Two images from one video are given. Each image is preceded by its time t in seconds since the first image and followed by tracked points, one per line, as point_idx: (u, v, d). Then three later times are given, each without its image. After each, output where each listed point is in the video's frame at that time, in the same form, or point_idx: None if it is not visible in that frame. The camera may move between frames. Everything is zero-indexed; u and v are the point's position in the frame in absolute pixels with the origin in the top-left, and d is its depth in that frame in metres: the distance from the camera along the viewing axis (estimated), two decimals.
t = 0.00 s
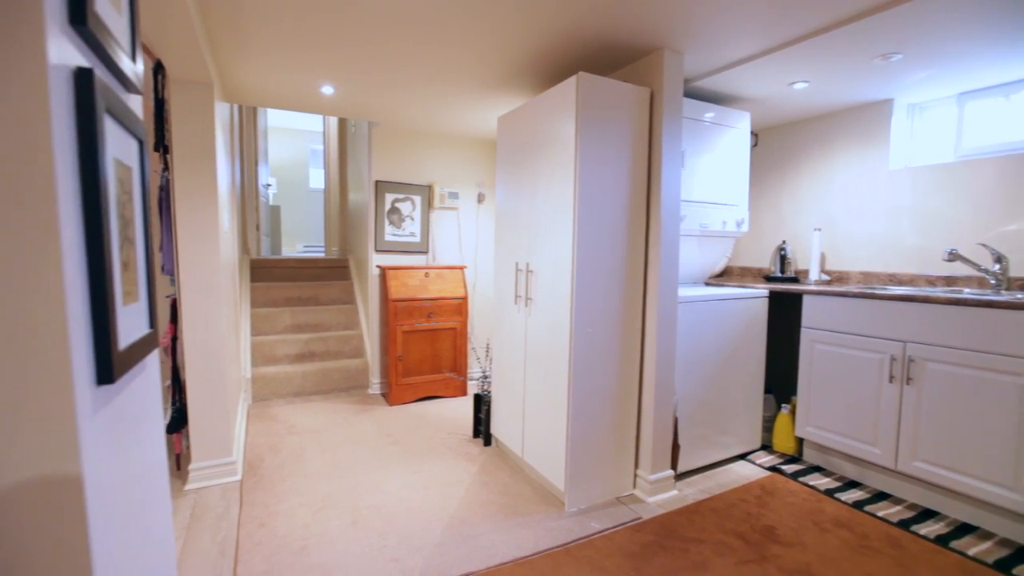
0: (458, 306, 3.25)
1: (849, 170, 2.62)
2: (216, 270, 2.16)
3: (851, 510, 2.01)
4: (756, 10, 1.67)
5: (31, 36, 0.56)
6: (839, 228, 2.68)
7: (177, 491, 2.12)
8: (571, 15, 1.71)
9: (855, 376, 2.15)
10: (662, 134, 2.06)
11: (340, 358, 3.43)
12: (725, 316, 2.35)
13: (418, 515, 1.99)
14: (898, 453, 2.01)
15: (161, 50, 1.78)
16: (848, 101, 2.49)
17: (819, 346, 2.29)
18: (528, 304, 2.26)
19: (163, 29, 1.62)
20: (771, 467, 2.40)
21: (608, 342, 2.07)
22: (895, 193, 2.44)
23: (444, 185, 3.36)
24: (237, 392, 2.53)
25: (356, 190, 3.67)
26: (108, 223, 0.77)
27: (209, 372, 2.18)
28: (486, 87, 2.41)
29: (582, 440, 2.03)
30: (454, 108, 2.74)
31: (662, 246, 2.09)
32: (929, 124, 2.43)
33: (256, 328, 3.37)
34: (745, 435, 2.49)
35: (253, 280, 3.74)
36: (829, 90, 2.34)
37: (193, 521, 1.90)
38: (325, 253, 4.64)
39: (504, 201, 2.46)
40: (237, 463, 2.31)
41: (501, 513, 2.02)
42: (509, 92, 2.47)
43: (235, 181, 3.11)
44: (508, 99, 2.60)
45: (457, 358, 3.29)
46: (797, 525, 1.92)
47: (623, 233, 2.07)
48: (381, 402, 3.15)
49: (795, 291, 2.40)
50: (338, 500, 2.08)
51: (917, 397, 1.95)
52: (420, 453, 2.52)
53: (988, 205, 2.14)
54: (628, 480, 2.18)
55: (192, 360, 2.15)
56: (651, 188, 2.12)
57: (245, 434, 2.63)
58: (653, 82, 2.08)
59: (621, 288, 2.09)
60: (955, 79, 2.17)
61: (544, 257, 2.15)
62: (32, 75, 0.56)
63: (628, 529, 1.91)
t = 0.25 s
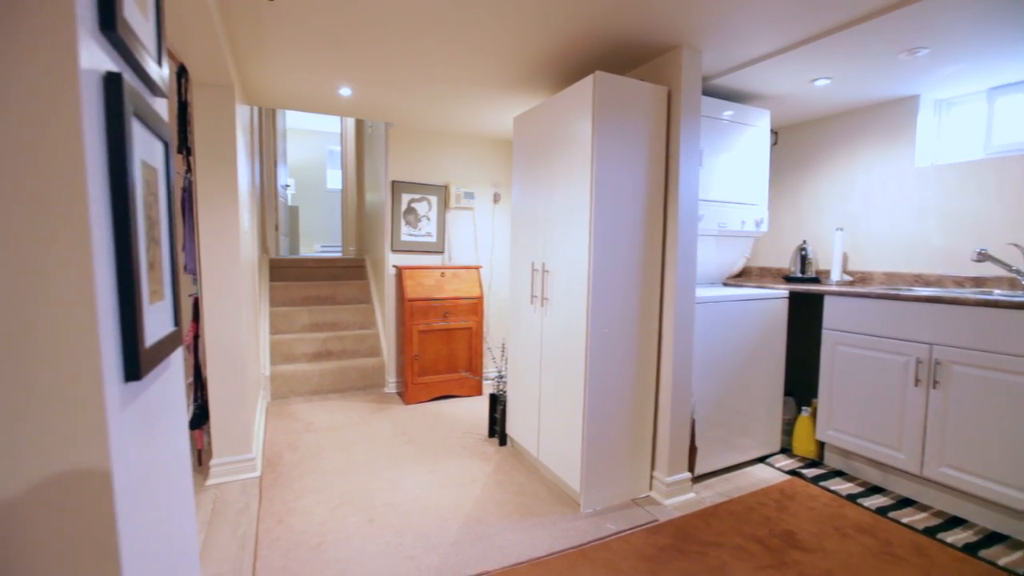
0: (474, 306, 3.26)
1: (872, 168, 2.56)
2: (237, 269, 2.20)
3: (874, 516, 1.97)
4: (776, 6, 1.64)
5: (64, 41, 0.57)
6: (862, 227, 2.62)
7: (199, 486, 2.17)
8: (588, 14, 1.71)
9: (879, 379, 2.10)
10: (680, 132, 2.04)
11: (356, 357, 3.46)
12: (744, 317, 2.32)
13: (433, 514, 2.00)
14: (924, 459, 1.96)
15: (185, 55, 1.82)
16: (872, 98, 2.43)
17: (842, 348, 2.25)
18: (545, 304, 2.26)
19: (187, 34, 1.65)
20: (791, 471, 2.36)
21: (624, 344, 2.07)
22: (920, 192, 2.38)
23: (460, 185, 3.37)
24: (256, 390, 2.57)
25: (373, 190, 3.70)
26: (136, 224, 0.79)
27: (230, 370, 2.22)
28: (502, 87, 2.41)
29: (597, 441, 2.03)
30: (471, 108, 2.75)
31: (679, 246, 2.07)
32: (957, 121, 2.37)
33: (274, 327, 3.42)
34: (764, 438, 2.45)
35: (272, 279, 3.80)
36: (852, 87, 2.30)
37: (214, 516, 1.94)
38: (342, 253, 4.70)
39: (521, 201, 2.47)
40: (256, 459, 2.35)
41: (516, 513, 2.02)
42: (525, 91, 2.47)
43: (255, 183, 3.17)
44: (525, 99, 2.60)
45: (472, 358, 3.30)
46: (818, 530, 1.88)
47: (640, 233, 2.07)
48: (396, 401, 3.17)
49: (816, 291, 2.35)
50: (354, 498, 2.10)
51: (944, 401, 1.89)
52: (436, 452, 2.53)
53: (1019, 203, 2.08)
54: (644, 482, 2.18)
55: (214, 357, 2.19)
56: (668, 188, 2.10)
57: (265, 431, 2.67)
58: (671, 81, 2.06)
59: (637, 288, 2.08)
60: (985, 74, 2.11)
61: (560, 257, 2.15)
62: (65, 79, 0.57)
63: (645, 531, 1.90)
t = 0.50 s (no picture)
0: (491, 306, 3.27)
1: (900, 166, 2.50)
2: (259, 269, 2.24)
3: (900, 523, 1.91)
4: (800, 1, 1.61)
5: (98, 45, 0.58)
6: (889, 227, 2.56)
7: (222, 481, 2.21)
8: (606, 12, 1.70)
9: (906, 382, 2.05)
10: (700, 131, 2.02)
11: (374, 356, 3.50)
12: (765, 318, 2.28)
13: (451, 513, 2.01)
14: (954, 465, 1.90)
15: (210, 59, 1.86)
16: (900, 94, 2.37)
17: (867, 351, 2.19)
18: (562, 304, 2.26)
19: (212, 38, 1.69)
20: (813, 475, 2.32)
21: (642, 344, 2.05)
22: (950, 190, 2.31)
23: (478, 185, 3.38)
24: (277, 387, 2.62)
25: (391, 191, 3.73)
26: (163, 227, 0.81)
27: (252, 367, 2.27)
28: (520, 87, 2.42)
29: (615, 442, 2.02)
30: (488, 108, 2.75)
31: (699, 246, 2.05)
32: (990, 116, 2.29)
33: (294, 326, 3.47)
34: (785, 441, 2.41)
35: (292, 279, 3.87)
36: (878, 83, 2.24)
37: (236, 510, 1.98)
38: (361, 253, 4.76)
39: (538, 201, 2.47)
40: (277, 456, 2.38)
41: (533, 513, 2.02)
42: (543, 91, 2.47)
43: (276, 184, 3.23)
44: (542, 99, 2.60)
45: (489, 358, 3.31)
46: (842, 537, 1.84)
47: (659, 234, 2.05)
48: (414, 400, 3.19)
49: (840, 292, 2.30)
50: (372, 495, 2.12)
51: (976, 406, 1.84)
52: (453, 451, 2.55)
53: None
54: (662, 484, 2.16)
55: (236, 355, 2.23)
56: (688, 187, 2.08)
57: (285, 428, 2.72)
58: (691, 79, 2.04)
59: (656, 289, 2.06)
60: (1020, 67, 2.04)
61: (578, 257, 2.15)
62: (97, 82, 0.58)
63: (662, 534, 1.88)
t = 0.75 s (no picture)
0: (508, 306, 3.27)
1: (929, 164, 2.43)
2: (280, 268, 2.28)
3: (929, 532, 1.86)
4: None
5: (127, 49, 0.59)
6: (917, 226, 2.49)
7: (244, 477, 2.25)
8: (625, 10, 1.68)
9: (935, 386, 1.99)
10: (721, 129, 1.99)
11: (392, 355, 3.53)
12: (787, 320, 2.24)
13: (468, 512, 2.02)
14: (986, 473, 1.84)
15: (234, 63, 1.90)
16: (929, 89, 2.31)
17: (893, 354, 2.14)
18: (580, 304, 2.25)
19: (236, 42, 1.71)
20: (837, 481, 2.27)
21: (661, 345, 2.03)
22: (982, 188, 2.24)
23: (495, 185, 3.39)
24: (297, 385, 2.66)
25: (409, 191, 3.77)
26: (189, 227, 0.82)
27: (274, 365, 2.31)
28: (538, 86, 2.41)
29: (633, 443, 2.00)
30: (506, 108, 2.76)
31: (719, 246, 2.02)
32: None
33: (314, 325, 3.52)
34: (808, 445, 2.36)
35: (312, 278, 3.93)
36: (906, 78, 2.18)
37: (258, 505, 2.02)
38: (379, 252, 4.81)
39: (556, 201, 2.46)
40: (297, 453, 2.42)
41: (549, 514, 2.01)
42: (561, 90, 2.46)
43: (296, 184, 3.28)
44: (561, 98, 2.59)
45: (506, 357, 3.31)
46: (867, 544, 1.79)
47: (679, 234, 2.03)
48: (431, 399, 3.21)
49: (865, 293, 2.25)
50: (389, 493, 2.14)
51: (1010, 412, 1.77)
52: (470, 450, 2.56)
53: None
54: (680, 487, 2.14)
55: (258, 353, 2.27)
56: (708, 186, 2.05)
57: (305, 425, 2.76)
58: (711, 76, 2.01)
59: (675, 289, 2.04)
60: None
61: (596, 257, 2.14)
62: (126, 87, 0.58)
63: (680, 537, 1.86)
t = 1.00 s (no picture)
0: (527, 306, 3.27)
1: (963, 160, 2.34)
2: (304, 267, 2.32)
3: (964, 542, 1.80)
4: None
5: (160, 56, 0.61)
6: (951, 225, 2.40)
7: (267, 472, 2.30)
8: (645, 8, 1.67)
9: (969, 391, 1.92)
10: (744, 126, 1.95)
11: (412, 354, 3.56)
12: (813, 321, 2.19)
13: (486, 511, 2.02)
14: None
15: (260, 67, 1.94)
16: (964, 84, 2.23)
17: (926, 357, 2.07)
18: (600, 304, 2.25)
19: (261, 47, 1.76)
20: (865, 487, 2.21)
21: (682, 346, 2.01)
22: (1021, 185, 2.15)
23: (515, 185, 3.39)
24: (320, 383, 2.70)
25: (429, 191, 3.79)
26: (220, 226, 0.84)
27: (297, 363, 2.34)
28: (558, 86, 2.41)
29: (653, 445, 1.98)
30: (526, 108, 2.76)
31: (743, 246, 1.98)
32: None
33: (335, 324, 3.57)
34: (834, 450, 2.31)
35: (334, 277, 3.99)
36: (940, 72, 2.11)
37: (281, 501, 2.05)
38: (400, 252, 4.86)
39: (576, 201, 2.46)
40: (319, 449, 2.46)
41: (568, 515, 2.00)
42: (581, 90, 2.45)
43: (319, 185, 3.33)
44: (581, 98, 2.58)
45: (526, 357, 3.31)
46: (896, 553, 1.74)
47: (701, 234, 2.00)
48: (450, 398, 3.23)
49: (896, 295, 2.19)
50: (409, 491, 2.16)
51: None
52: (489, 450, 2.56)
53: None
54: (702, 490, 2.11)
55: (282, 351, 2.32)
56: (731, 185, 2.02)
57: (326, 423, 2.81)
58: (734, 73, 1.98)
59: (697, 290, 2.01)
60: None
61: (616, 257, 2.13)
62: (155, 91, 0.62)
63: (702, 541, 1.83)
